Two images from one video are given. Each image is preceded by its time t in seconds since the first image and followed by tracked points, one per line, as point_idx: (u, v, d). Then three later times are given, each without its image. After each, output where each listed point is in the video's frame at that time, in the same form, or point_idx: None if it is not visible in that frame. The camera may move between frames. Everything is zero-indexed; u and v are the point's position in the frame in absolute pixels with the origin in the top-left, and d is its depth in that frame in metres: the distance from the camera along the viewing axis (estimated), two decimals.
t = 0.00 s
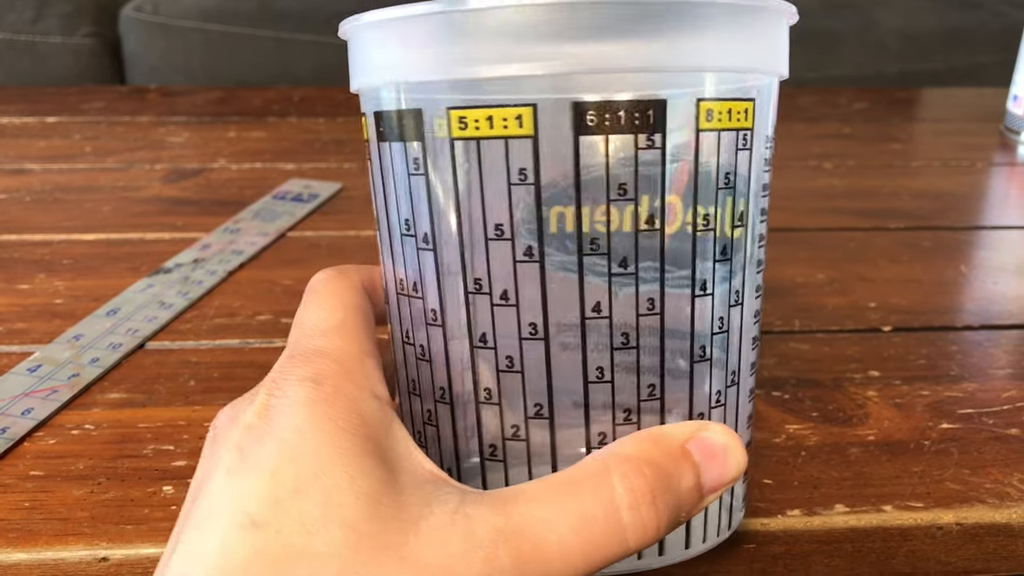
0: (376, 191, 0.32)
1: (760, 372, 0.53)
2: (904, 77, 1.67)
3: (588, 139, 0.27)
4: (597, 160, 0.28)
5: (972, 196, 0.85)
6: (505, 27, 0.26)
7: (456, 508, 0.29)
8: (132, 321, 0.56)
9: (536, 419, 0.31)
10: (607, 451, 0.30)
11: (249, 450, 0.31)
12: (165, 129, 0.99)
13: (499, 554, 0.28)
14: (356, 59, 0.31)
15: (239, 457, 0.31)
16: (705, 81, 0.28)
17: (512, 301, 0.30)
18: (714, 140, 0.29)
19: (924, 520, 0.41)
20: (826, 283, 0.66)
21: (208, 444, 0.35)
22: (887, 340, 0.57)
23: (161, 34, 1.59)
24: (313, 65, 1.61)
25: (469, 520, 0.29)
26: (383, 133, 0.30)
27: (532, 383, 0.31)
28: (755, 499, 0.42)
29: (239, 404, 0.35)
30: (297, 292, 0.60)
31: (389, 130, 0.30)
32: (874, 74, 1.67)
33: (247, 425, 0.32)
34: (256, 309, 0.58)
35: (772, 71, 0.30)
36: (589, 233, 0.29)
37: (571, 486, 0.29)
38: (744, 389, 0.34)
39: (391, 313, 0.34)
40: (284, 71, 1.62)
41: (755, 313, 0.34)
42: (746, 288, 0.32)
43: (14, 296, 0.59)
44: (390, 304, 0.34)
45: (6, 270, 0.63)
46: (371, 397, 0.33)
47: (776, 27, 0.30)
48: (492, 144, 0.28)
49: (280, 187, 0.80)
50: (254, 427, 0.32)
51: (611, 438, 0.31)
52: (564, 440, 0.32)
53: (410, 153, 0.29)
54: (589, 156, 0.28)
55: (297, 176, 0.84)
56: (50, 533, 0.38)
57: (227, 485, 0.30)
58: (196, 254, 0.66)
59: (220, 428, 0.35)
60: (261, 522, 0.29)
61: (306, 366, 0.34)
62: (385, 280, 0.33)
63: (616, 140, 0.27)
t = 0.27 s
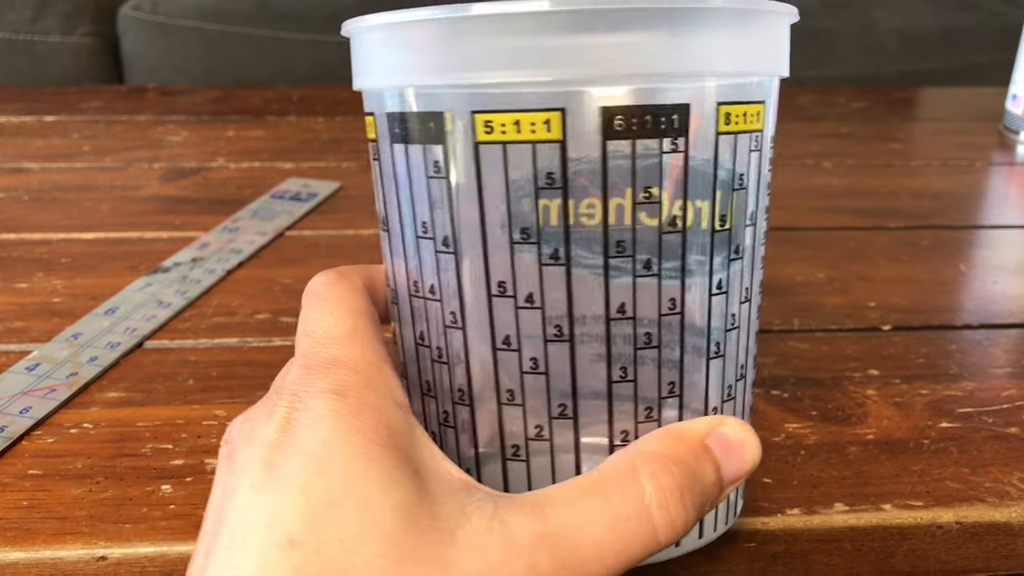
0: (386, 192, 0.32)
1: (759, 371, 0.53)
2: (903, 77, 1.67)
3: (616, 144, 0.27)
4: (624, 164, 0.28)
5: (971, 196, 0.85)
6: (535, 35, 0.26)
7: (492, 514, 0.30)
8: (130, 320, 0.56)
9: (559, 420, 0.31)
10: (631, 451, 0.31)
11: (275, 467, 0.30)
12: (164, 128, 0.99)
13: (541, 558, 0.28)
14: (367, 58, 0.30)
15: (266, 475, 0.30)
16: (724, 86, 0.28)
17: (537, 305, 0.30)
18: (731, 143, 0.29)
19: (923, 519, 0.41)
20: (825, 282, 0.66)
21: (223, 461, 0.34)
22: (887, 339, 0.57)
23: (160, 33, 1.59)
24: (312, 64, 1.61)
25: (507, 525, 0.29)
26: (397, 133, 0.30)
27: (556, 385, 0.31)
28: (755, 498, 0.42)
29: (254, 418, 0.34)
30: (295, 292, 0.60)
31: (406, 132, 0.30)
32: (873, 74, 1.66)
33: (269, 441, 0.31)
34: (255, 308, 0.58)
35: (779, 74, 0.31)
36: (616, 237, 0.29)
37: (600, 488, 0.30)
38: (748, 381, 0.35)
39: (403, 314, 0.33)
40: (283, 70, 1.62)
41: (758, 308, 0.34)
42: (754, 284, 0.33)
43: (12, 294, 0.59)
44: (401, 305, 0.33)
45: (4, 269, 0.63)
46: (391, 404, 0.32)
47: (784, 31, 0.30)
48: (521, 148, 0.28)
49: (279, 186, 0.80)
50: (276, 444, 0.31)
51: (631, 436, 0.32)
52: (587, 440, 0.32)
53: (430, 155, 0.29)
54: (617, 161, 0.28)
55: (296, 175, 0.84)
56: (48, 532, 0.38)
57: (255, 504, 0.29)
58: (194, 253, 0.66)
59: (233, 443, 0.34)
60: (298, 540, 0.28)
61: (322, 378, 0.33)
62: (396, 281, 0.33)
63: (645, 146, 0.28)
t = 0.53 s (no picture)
0: (405, 195, 0.32)
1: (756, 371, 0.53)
2: (900, 77, 1.67)
3: (647, 154, 0.28)
4: (656, 173, 0.28)
5: (968, 196, 0.85)
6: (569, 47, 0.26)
7: (522, 522, 0.30)
8: (126, 321, 0.55)
9: (584, 424, 0.32)
10: (654, 454, 0.31)
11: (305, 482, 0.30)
12: (160, 128, 0.99)
13: (575, 565, 0.29)
14: (387, 59, 0.30)
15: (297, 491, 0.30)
16: (751, 95, 0.29)
17: (566, 310, 0.30)
18: (755, 151, 0.30)
19: (920, 520, 0.40)
20: (822, 283, 0.66)
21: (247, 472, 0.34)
22: (883, 339, 0.57)
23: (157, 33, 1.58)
24: (309, 63, 1.61)
25: (538, 532, 0.29)
26: (420, 137, 0.30)
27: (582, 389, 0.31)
28: (751, 498, 0.42)
29: (278, 429, 0.34)
30: (291, 292, 0.60)
31: (429, 136, 0.29)
32: (871, 73, 1.66)
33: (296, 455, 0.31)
34: (251, 309, 0.57)
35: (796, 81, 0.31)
36: (646, 244, 0.29)
37: (628, 494, 0.30)
38: (755, 383, 0.35)
39: (421, 317, 0.33)
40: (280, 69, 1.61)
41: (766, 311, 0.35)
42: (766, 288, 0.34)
43: (7, 295, 0.59)
44: (419, 308, 0.33)
45: None
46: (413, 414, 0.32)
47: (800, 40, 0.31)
48: (553, 155, 0.28)
49: (275, 186, 0.80)
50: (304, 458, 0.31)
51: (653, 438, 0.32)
52: (610, 443, 0.32)
53: (455, 160, 0.29)
54: (648, 169, 0.28)
55: (293, 175, 0.84)
56: (42, 534, 0.38)
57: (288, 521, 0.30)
58: (190, 254, 0.66)
59: (257, 453, 0.34)
60: (336, 553, 0.28)
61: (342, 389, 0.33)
62: (414, 285, 0.33)
63: (678, 155, 0.28)
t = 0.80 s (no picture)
0: (424, 208, 0.33)
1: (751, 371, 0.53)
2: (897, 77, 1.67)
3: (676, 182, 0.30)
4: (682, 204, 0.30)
5: (964, 196, 0.85)
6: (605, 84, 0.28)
7: (546, 530, 0.33)
8: (122, 322, 0.55)
9: (602, 435, 0.34)
10: (665, 466, 0.34)
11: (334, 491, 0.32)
12: (157, 129, 0.99)
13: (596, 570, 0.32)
14: (410, 70, 0.31)
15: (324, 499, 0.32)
16: (767, 121, 0.31)
17: (589, 329, 0.32)
18: (768, 177, 0.32)
19: (916, 520, 0.41)
20: (818, 283, 0.66)
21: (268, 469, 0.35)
22: (880, 339, 0.57)
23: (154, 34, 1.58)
24: (306, 64, 1.61)
25: (562, 541, 0.32)
26: (445, 154, 0.31)
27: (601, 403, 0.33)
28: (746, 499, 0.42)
29: (299, 432, 0.35)
30: (287, 294, 0.60)
31: (455, 155, 0.31)
32: (868, 73, 1.67)
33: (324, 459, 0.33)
34: (247, 310, 0.57)
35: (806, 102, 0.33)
36: (669, 269, 0.31)
37: (642, 504, 0.33)
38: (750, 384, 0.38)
39: (438, 326, 0.34)
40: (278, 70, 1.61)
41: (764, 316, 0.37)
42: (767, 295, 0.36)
43: (3, 297, 0.59)
44: (434, 317, 0.34)
45: None
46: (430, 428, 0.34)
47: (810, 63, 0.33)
48: (585, 182, 0.29)
49: (272, 188, 0.80)
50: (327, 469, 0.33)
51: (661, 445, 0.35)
52: (622, 450, 0.34)
53: (480, 180, 0.30)
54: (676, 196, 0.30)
55: (289, 176, 0.84)
56: (37, 537, 0.38)
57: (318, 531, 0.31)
58: (186, 255, 0.66)
59: (277, 457, 0.35)
60: (371, 565, 0.30)
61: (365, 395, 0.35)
62: (429, 294, 0.34)
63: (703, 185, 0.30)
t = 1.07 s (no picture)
0: (424, 253, 0.34)
1: (745, 374, 0.53)
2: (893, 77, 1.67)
3: (677, 229, 0.32)
4: (682, 251, 0.32)
5: (960, 197, 0.85)
6: (604, 141, 0.30)
7: (543, 555, 0.34)
8: (115, 327, 0.55)
9: (602, 463, 0.36)
10: (653, 488, 0.35)
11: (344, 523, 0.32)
12: (152, 132, 0.99)
13: None
14: (406, 122, 0.32)
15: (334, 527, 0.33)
16: (760, 163, 0.33)
17: (592, 369, 0.34)
18: (753, 213, 0.34)
19: (909, 523, 0.41)
20: (813, 285, 0.66)
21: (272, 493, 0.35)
22: (874, 341, 0.57)
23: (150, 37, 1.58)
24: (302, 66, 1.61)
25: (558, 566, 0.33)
26: (448, 208, 0.32)
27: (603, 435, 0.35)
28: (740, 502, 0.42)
29: (302, 458, 0.35)
30: (281, 297, 0.60)
31: (459, 207, 0.32)
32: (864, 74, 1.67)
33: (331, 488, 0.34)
34: (241, 315, 0.57)
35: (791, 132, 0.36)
36: (667, 311, 0.34)
37: (635, 524, 0.34)
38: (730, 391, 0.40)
39: (437, 363, 0.36)
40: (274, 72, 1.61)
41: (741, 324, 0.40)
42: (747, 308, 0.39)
43: None
44: (434, 354, 0.36)
45: None
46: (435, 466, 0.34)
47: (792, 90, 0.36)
48: (592, 237, 0.31)
49: (266, 191, 0.80)
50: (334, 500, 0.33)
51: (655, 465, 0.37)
52: (621, 475, 0.37)
53: (484, 233, 0.32)
54: (677, 244, 0.32)
55: (284, 179, 0.84)
56: (29, 543, 0.38)
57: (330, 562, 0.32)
58: (180, 259, 0.66)
59: (279, 483, 0.35)
60: None
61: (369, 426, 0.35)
62: (428, 333, 0.36)
63: (701, 230, 0.32)
